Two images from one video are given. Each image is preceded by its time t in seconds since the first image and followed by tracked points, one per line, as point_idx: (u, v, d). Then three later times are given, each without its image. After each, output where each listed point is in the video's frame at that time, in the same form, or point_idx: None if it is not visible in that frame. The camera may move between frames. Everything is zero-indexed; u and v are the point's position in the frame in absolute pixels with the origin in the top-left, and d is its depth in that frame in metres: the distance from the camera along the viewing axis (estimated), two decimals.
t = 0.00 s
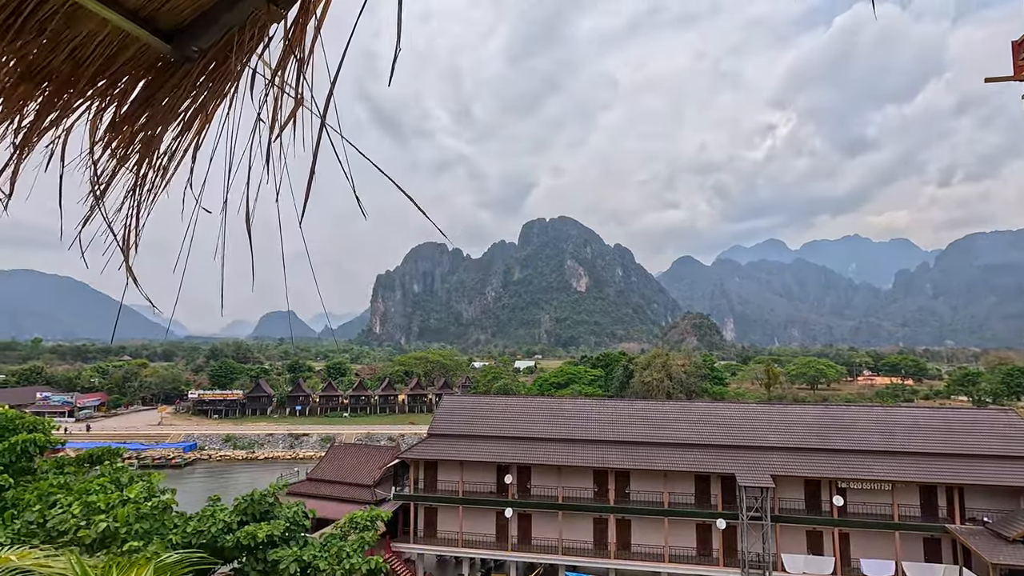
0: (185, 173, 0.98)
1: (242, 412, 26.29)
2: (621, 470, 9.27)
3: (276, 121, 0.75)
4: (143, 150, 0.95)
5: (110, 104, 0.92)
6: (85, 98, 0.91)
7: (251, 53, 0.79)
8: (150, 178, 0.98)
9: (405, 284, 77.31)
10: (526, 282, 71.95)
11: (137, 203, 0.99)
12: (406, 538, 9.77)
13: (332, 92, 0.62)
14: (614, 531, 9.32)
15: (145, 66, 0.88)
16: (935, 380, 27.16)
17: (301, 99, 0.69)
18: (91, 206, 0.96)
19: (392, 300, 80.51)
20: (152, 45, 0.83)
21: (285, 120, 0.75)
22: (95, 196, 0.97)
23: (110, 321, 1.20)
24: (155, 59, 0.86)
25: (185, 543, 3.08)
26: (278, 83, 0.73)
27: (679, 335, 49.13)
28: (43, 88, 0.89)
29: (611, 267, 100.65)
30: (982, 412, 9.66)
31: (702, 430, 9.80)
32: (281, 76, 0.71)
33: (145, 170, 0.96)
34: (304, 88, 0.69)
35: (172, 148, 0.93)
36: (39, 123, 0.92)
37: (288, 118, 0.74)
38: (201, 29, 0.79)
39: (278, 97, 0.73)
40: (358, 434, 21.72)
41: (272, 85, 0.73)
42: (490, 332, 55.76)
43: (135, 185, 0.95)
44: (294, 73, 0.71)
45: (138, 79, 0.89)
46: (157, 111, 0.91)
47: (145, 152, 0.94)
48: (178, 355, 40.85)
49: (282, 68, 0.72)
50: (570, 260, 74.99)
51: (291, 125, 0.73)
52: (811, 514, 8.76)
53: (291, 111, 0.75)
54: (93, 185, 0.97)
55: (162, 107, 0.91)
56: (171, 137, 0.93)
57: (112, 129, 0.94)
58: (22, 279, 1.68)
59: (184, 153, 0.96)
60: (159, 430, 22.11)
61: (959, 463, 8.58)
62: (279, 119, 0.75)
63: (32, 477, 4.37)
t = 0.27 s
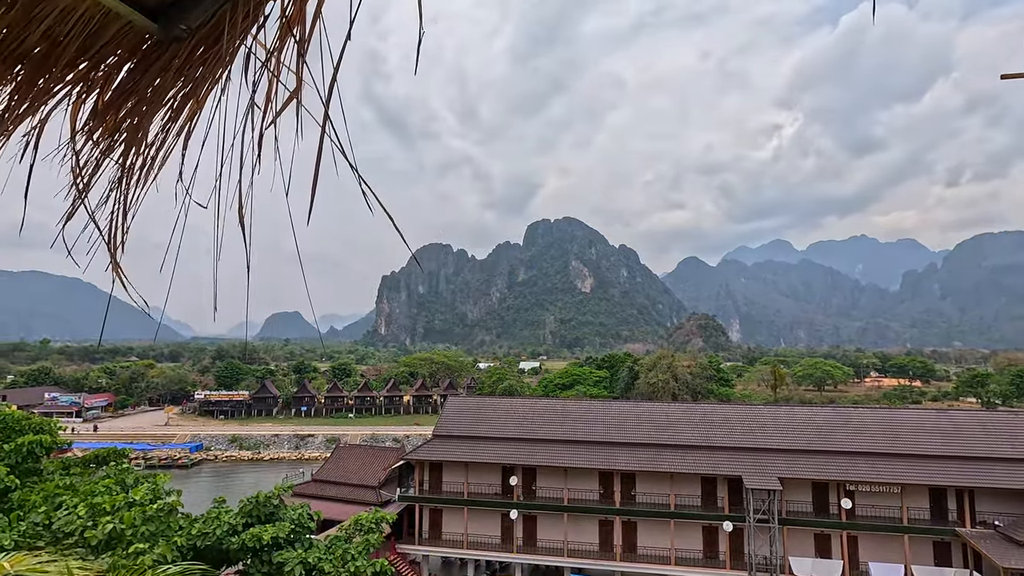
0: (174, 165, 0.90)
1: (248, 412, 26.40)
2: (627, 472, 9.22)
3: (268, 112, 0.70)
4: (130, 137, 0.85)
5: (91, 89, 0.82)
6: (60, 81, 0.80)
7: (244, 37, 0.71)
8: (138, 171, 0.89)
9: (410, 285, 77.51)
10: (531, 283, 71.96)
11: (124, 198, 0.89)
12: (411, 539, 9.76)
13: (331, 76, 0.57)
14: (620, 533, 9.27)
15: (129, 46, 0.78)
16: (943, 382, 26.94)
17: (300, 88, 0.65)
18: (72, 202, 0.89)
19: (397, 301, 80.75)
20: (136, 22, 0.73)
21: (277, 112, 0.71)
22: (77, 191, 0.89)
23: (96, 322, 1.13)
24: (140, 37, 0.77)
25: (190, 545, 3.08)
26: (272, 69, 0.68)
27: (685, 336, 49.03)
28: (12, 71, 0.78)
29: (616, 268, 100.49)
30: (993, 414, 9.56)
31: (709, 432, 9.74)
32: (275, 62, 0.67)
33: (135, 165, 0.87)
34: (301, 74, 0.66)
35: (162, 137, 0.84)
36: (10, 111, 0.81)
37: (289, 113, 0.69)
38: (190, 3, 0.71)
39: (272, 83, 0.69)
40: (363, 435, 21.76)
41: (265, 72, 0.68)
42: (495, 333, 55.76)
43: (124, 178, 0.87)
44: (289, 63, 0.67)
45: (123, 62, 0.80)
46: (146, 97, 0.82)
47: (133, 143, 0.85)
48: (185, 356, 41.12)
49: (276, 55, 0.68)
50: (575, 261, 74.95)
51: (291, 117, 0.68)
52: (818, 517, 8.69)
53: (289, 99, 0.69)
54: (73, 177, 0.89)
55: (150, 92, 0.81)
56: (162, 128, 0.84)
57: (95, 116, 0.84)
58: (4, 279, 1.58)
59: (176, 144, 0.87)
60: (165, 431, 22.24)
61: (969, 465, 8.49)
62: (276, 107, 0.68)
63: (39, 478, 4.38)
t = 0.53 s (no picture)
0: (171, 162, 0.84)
1: (255, 411, 26.54)
2: (633, 471, 9.20)
3: (270, 104, 0.65)
4: (125, 130, 0.77)
5: (83, 80, 0.74)
6: (52, 77, 0.72)
7: (242, 27, 0.66)
8: (132, 171, 0.83)
9: (416, 284, 77.66)
10: (537, 282, 71.91)
11: (119, 196, 0.84)
12: (417, 538, 9.79)
13: (337, 62, 0.53)
14: (625, 533, 9.24)
15: (125, 36, 0.72)
16: (952, 383, 26.75)
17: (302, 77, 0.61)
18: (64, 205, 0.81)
19: (403, 300, 80.97)
20: (132, 12, 0.67)
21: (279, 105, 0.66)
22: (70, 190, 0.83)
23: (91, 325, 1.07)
24: (136, 25, 0.70)
25: (197, 543, 3.09)
26: (274, 60, 0.64)
27: (691, 336, 48.85)
28: None
29: (622, 268, 100.24)
30: (1004, 415, 9.45)
31: (716, 431, 9.70)
32: (278, 56, 0.63)
33: (129, 161, 0.80)
34: (302, 63, 0.63)
35: (158, 133, 0.78)
36: None
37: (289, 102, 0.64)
38: None
39: (272, 77, 0.64)
40: (369, 434, 21.81)
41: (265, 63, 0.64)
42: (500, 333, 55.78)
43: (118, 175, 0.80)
44: (289, 54, 0.64)
45: (119, 54, 0.73)
46: (141, 91, 0.75)
47: (127, 137, 0.78)
48: (193, 354, 41.48)
49: (277, 45, 0.64)
50: (581, 260, 74.82)
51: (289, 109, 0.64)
52: (826, 518, 8.64)
53: (289, 89, 0.65)
54: (66, 175, 0.83)
55: (149, 84, 0.74)
56: (157, 121, 0.77)
57: (91, 111, 0.77)
58: None
59: (173, 139, 0.81)
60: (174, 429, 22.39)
61: (979, 467, 8.41)
62: (280, 101, 0.63)
63: (48, 475, 4.41)
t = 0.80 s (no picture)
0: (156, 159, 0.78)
1: (262, 408, 26.69)
2: (639, 469, 9.18)
3: (254, 90, 0.59)
4: (104, 124, 0.71)
5: (62, 74, 0.67)
6: (28, 73, 0.65)
7: (225, 16, 0.60)
8: (113, 170, 0.76)
9: (422, 282, 77.80)
10: (542, 279, 71.84)
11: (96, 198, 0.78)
12: (423, 534, 9.82)
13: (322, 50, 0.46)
14: (631, 531, 9.24)
15: (103, 23, 0.65)
16: (962, 381, 26.46)
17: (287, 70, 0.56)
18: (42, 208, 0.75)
19: (408, 297, 81.16)
20: None
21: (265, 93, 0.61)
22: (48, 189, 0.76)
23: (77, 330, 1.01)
24: (115, 15, 0.63)
25: (203, 539, 3.11)
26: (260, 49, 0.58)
27: (697, 333, 48.71)
28: None
29: (628, 265, 99.95)
30: (1015, 413, 9.33)
31: (722, 429, 9.65)
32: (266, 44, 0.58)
33: (112, 157, 0.74)
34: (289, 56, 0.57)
35: (142, 128, 0.73)
36: None
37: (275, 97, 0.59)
38: None
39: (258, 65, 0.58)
40: (375, 431, 21.89)
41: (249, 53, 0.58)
42: (506, 330, 55.81)
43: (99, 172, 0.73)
44: (277, 43, 0.58)
45: (98, 47, 0.66)
46: (123, 85, 0.68)
47: (108, 132, 0.71)
48: (201, 351, 41.80)
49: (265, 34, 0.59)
50: (587, 257, 74.68)
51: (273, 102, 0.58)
52: (833, 516, 8.59)
53: (275, 77, 0.59)
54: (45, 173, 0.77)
55: (132, 74, 0.68)
56: (140, 117, 0.71)
57: (70, 105, 0.70)
58: None
59: (159, 135, 0.75)
60: (182, 426, 22.58)
61: (989, 466, 8.32)
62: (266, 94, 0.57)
63: (57, 471, 4.46)
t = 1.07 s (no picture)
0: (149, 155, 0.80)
1: (271, 405, 26.67)
2: (645, 466, 9.17)
3: (235, 80, 0.62)
4: (99, 117, 0.73)
5: (53, 69, 0.69)
6: (20, 67, 0.66)
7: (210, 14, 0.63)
8: (105, 160, 0.78)
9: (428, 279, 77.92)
10: (549, 276, 71.74)
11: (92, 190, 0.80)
12: (430, 531, 9.87)
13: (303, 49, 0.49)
14: (638, 528, 9.23)
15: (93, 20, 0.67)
16: (973, 377, 26.22)
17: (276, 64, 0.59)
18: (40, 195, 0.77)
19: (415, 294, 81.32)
20: None
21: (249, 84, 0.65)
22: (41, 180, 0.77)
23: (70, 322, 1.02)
24: (104, 9, 0.65)
25: (212, 535, 3.13)
26: (242, 42, 0.61)
27: (704, 330, 48.48)
28: None
29: (635, 262, 99.60)
30: None
31: (729, 426, 9.62)
32: (248, 37, 0.61)
33: (104, 147, 0.75)
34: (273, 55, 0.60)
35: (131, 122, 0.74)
36: None
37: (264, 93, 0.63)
38: None
39: (242, 55, 0.62)
40: (383, 428, 21.96)
41: (235, 45, 0.62)
42: (513, 327, 55.80)
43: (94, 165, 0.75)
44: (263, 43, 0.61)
45: (90, 43, 0.68)
46: (111, 77, 0.69)
47: (99, 126, 0.73)
48: (210, 349, 42.11)
49: (249, 29, 0.62)
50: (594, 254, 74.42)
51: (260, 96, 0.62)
52: (842, 514, 8.54)
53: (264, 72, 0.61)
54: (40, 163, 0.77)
55: (122, 66, 0.69)
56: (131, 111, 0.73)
57: (61, 100, 0.72)
58: None
59: (151, 130, 0.77)
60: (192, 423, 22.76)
61: (1000, 463, 8.25)
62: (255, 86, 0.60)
63: (69, 467, 4.52)
